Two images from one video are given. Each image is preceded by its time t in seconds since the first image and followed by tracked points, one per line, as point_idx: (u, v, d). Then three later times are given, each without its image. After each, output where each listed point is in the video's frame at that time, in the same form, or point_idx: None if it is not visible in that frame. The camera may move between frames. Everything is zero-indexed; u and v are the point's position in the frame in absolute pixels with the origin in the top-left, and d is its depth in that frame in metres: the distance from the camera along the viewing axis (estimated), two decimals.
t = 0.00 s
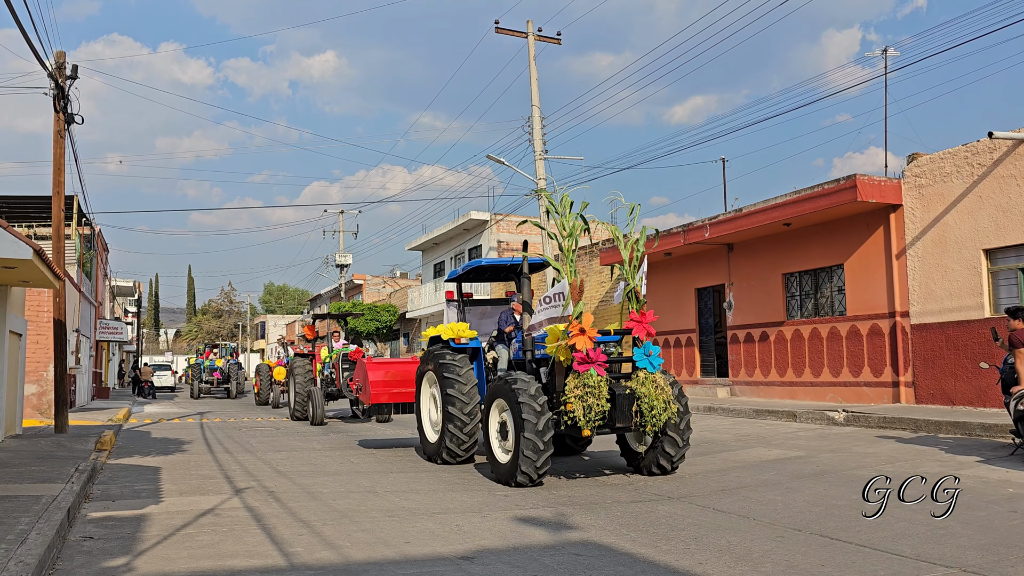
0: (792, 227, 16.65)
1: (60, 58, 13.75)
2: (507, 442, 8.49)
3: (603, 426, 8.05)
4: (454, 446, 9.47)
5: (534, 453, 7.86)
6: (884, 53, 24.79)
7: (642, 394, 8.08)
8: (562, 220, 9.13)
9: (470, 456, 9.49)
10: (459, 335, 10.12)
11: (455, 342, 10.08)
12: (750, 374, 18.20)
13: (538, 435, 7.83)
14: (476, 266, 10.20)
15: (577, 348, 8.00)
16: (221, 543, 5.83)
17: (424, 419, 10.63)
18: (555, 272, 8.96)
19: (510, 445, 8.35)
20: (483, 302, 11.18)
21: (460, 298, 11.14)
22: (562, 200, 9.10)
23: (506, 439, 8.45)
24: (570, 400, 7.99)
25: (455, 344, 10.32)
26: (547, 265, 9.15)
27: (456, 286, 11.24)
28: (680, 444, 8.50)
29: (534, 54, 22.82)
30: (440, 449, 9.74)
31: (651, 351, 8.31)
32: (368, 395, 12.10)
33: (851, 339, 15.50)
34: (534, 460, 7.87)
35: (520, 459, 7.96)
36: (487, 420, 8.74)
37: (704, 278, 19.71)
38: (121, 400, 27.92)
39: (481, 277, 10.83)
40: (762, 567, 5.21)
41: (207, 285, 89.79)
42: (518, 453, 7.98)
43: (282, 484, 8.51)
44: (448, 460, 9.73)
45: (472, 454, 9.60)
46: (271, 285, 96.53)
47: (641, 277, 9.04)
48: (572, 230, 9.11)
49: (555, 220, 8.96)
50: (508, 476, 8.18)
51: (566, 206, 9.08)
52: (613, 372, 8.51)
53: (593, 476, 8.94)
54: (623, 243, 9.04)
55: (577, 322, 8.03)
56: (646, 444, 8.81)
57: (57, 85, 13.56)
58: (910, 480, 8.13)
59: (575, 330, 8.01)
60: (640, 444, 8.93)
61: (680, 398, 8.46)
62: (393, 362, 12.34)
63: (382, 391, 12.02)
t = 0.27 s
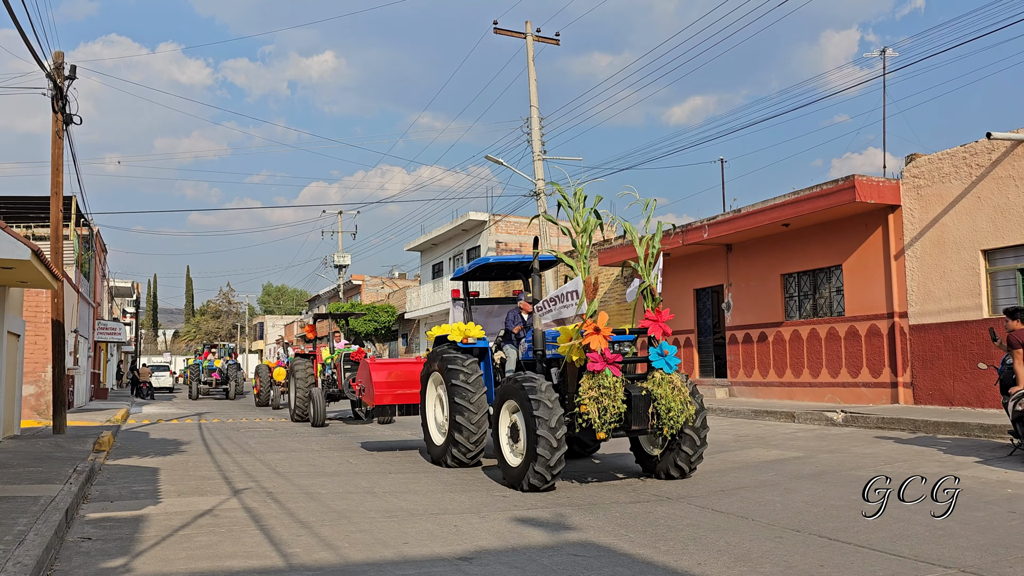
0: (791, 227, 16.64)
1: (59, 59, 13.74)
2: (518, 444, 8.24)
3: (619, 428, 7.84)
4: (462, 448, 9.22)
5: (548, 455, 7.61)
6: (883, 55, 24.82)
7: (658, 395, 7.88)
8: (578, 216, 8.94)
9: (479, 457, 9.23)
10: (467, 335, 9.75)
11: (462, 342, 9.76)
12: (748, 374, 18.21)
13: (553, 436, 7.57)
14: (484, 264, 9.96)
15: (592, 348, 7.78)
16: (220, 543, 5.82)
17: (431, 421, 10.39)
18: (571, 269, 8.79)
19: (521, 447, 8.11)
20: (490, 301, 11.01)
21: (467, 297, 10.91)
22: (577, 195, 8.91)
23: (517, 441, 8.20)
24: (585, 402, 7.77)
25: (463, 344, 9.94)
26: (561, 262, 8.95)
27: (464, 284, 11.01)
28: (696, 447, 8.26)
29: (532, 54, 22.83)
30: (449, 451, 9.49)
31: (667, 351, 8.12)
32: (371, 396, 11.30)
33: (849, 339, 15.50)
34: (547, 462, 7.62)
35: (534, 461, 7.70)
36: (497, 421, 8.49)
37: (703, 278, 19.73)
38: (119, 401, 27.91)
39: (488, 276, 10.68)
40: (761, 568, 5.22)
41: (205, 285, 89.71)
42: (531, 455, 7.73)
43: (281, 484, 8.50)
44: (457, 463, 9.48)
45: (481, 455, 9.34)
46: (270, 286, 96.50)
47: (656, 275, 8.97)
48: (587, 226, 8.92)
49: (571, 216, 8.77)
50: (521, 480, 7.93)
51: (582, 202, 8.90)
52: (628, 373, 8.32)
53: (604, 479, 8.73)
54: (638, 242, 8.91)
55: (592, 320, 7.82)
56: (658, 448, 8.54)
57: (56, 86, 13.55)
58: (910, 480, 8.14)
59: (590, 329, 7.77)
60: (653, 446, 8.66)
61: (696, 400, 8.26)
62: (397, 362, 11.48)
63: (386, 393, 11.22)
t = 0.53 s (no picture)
0: (788, 228, 16.65)
1: (55, 60, 13.72)
2: (528, 448, 8.01)
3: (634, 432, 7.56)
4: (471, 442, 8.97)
5: (561, 461, 7.38)
6: (879, 56, 24.89)
7: (674, 398, 7.59)
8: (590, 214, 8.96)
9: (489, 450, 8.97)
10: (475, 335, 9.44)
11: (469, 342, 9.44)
12: (746, 375, 18.23)
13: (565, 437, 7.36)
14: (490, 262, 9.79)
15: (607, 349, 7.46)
16: (217, 545, 5.82)
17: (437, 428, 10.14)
18: (583, 267, 8.79)
19: (532, 451, 7.88)
20: (497, 300, 10.80)
21: (472, 296, 10.79)
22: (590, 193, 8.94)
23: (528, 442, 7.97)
24: (599, 404, 7.48)
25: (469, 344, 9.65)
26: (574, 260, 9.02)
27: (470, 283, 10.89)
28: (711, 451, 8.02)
29: (529, 55, 22.84)
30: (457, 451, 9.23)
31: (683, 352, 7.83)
32: (375, 399, 11.12)
33: (846, 340, 15.53)
34: (560, 469, 7.39)
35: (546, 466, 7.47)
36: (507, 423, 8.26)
37: (700, 279, 19.75)
38: (115, 403, 27.85)
39: (496, 274, 10.56)
40: (758, 569, 5.22)
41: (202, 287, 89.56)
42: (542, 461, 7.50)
43: (278, 486, 8.49)
44: (467, 462, 9.19)
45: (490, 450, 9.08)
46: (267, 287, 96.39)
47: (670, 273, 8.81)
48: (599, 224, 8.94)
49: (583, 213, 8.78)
50: (532, 486, 7.71)
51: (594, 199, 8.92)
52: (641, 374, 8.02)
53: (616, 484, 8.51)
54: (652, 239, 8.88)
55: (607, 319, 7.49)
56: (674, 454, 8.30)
57: (52, 87, 13.52)
58: (910, 480, 8.15)
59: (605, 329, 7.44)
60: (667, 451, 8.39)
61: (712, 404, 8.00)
62: (400, 363, 11.37)
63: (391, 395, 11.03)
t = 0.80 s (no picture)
0: (782, 228, 16.69)
1: (48, 60, 13.68)
2: (536, 452, 7.73)
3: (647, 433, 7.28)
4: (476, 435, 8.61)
5: (572, 465, 7.10)
6: (872, 55, 24.98)
7: (689, 398, 7.30)
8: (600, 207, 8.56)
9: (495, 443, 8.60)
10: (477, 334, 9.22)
11: (473, 341, 9.19)
12: (740, 374, 18.27)
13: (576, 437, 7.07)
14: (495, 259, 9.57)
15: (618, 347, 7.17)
16: (211, 546, 5.81)
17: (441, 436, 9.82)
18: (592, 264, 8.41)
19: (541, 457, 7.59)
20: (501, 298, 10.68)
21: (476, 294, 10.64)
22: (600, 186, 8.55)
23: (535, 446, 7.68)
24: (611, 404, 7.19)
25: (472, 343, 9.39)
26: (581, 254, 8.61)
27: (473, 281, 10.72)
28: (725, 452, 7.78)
29: (523, 55, 22.86)
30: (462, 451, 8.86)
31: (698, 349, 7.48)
32: (376, 400, 11.08)
33: (840, 339, 15.58)
34: (571, 474, 7.10)
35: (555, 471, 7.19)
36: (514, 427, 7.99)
37: (694, 278, 19.80)
38: (109, 403, 27.77)
39: (501, 271, 10.44)
40: (752, 568, 5.23)
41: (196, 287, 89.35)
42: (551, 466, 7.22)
43: (273, 487, 8.49)
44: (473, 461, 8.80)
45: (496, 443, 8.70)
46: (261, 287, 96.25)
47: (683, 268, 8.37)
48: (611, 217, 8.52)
49: (593, 208, 8.16)
50: (542, 493, 7.43)
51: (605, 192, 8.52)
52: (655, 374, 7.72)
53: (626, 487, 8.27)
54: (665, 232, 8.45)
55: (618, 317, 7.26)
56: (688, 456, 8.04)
57: (45, 87, 13.49)
58: (909, 480, 8.09)
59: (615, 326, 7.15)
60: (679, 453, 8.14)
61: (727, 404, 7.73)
62: (400, 363, 11.30)
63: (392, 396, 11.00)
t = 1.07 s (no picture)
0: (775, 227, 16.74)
1: (40, 60, 13.63)
2: (547, 453, 7.52)
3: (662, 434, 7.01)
4: (482, 423, 8.36)
5: (583, 463, 6.88)
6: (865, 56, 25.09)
7: (705, 398, 7.04)
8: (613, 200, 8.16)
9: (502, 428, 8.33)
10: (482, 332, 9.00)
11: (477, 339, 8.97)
12: (734, 373, 18.32)
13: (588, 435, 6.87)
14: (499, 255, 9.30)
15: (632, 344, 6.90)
16: (205, 547, 5.80)
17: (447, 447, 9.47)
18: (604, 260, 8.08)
19: (552, 458, 7.38)
20: (504, 296, 10.37)
21: (479, 292, 10.33)
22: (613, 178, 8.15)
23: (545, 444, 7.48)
24: (625, 404, 6.91)
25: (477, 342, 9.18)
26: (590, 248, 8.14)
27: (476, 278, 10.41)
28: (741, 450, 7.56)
29: (518, 55, 22.86)
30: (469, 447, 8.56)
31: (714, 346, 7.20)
32: (375, 401, 10.54)
33: (834, 338, 15.62)
34: (582, 472, 6.87)
35: (566, 470, 6.96)
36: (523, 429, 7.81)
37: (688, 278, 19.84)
38: (102, 404, 27.67)
39: (504, 268, 10.21)
40: (746, 566, 5.25)
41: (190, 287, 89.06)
42: (562, 465, 7.00)
43: (266, 487, 8.48)
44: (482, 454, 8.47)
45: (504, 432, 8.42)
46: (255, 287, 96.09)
47: (698, 264, 8.06)
48: (625, 211, 8.16)
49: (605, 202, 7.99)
50: (554, 495, 7.20)
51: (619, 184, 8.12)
52: (668, 372, 7.45)
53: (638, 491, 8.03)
54: (680, 227, 8.16)
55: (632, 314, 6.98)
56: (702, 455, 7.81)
57: (37, 87, 13.44)
58: (910, 480, 8.03)
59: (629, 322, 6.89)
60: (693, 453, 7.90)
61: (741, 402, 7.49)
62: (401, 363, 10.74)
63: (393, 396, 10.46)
